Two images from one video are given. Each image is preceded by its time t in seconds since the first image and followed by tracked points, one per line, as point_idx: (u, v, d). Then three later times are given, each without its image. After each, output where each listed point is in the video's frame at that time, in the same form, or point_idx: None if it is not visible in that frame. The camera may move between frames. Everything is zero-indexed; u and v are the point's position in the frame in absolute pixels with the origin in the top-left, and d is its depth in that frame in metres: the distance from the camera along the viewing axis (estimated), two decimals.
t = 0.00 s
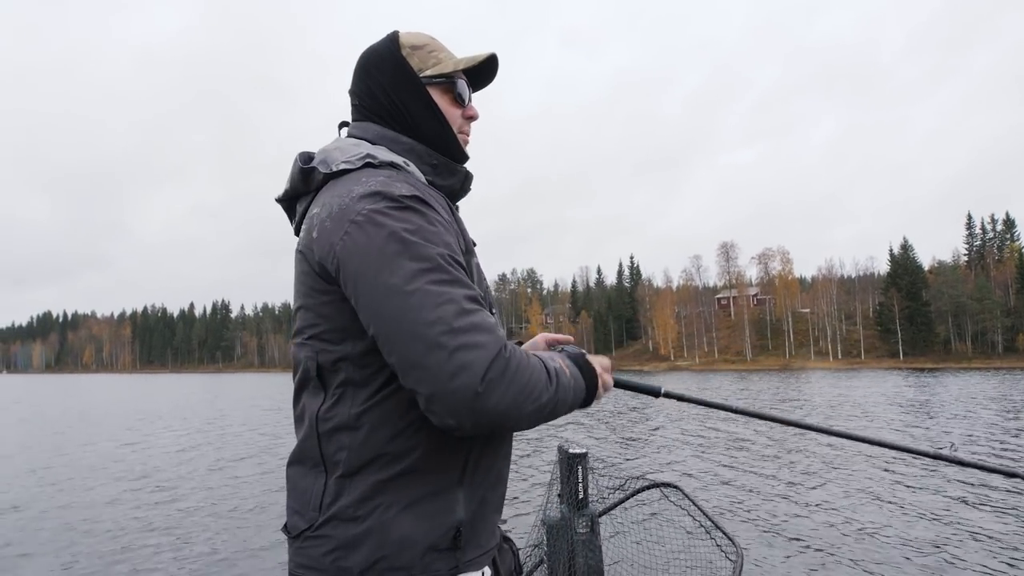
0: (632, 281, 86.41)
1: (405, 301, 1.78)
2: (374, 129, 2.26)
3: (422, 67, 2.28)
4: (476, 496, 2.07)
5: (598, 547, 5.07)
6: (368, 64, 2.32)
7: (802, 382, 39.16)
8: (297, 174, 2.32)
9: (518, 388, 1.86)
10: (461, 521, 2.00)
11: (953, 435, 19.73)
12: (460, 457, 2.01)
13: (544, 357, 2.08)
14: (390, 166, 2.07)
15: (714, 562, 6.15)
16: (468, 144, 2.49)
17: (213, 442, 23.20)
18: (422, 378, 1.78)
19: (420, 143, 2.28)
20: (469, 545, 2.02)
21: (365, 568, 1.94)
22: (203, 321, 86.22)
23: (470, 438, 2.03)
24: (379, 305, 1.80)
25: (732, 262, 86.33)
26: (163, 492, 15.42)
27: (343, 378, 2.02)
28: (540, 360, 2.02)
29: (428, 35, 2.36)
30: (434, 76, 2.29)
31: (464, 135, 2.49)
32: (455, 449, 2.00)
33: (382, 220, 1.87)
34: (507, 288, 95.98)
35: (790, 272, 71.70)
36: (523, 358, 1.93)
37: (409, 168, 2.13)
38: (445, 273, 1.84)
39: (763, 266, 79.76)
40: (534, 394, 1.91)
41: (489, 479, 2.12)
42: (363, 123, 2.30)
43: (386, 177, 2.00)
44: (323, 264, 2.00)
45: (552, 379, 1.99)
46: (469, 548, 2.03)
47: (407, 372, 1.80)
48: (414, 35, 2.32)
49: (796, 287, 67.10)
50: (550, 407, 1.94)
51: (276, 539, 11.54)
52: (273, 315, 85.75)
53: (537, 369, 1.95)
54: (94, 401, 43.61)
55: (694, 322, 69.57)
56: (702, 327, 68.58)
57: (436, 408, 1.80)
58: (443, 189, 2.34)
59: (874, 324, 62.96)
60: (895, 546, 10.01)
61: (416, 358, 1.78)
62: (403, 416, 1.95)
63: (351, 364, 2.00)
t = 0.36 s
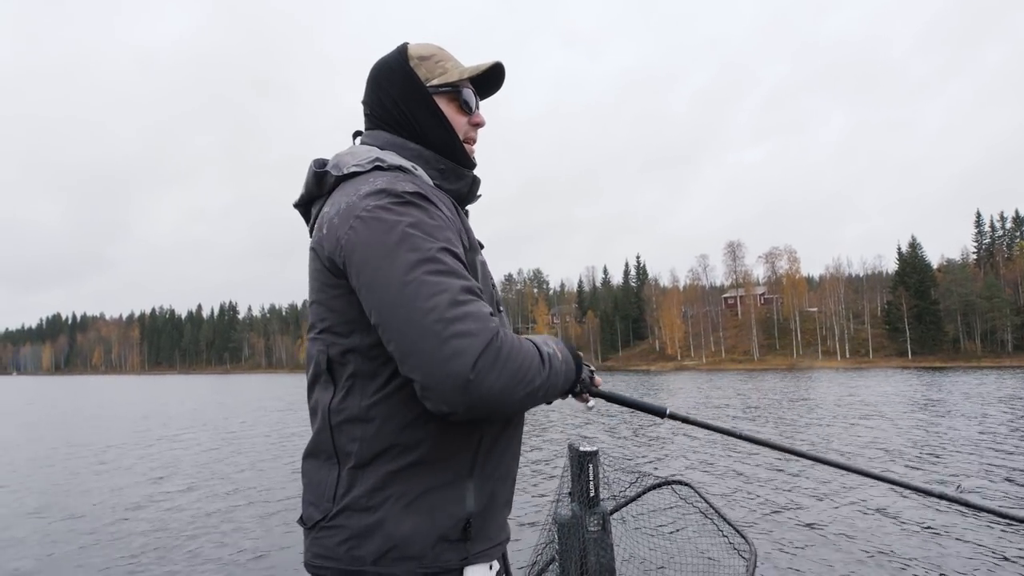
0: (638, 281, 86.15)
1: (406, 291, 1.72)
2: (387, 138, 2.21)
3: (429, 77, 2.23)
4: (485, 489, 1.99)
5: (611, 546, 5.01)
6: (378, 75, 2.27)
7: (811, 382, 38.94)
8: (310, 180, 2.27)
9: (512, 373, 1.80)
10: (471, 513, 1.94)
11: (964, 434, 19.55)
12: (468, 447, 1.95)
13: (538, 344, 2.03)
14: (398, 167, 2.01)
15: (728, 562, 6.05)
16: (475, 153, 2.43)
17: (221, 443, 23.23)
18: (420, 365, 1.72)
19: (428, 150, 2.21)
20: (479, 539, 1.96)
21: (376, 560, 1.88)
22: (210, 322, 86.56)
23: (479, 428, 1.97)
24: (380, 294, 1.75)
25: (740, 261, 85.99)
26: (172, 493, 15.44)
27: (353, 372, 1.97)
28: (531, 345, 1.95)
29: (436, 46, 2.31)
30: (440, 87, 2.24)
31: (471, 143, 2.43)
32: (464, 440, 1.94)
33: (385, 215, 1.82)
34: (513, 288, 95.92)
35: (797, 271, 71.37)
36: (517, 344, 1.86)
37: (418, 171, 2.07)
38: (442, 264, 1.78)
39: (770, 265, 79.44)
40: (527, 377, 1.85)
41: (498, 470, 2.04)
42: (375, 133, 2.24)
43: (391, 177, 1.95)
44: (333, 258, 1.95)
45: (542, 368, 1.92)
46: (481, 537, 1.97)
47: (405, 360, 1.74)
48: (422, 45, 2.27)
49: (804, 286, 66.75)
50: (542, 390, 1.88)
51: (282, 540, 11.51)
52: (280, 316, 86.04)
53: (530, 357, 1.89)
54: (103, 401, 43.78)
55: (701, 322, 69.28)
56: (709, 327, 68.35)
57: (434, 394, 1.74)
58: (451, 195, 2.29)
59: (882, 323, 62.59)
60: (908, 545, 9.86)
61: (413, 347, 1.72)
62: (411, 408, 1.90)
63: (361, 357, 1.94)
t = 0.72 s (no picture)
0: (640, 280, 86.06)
1: (377, 280, 1.71)
2: (387, 150, 2.17)
3: (424, 90, 2.20)
4: (482, 472, 1.91)
5: (617, 546, 5.00)
6: (379, 92, 2.27)
7: (814, 380, 38.87)
8: (314, 194, 2.25)
9: (485, 358, 1.71)
10: (464, 494, 1.86)
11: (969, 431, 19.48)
12: (460, 431, 1.87)
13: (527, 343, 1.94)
14: (389, 176, 1.96)
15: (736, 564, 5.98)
16: (471, 161, 2.37)
17: (225, 443, 23.21)
18: (397, 347, 1.68)
19: (418, 154, 2.18)
20: (474, 522, 1.87)
21: (374, 537, 1.84)
22: (213, 322, 86.69)
23: (475, 414, 1.90)
24: (360, 287, 1.74)
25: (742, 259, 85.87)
26: (176, 493, 15.41)
27: (348, 362, 1.93)
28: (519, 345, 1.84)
29: (437, 60, 2.27)
30: (434, 98, 2.20)
31: (467, 153, 2.37)
32: (454, 424, 1.86)
33: (364, 219, 1.79)
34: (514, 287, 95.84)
35: (799, 269, 71.23)
36: (498, 335, 1.76)
37: (409, 178, 2.02)
38: (420, 259, 1.75)
39: (772, 263, 79.35)
40: (509, 363, 1.75)
41: (496, 453, 1.96)
42: (377, 144, 2.21)
43: (377, 184, 1.91)
44: (325, 260, 1.92)
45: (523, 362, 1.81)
46: (475, 518, 1.89)
47: (386, 346, 1.71)
48: (421, 61, 2.25)
49: (806, 284, 66.61)
50: (524, 378, 1.78)
51: (285, 539, 11.46)
52: (283, 316, 86.18)
53: (512, 347, 1.78)
54: (106, 402, 43.82)
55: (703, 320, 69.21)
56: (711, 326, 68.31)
57: (412, 374, 1.69)
58: (445, 201, 2.24)
59: (885, 320, 62.49)
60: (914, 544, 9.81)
61: (390, 336, 1.69)
62: (400, 397, 1.84)
63: (355, 347, 1.90)
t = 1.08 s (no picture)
0: (639, 272, 86.03)
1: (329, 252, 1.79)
2: (384, 157, 2.21)
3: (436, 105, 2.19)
4: (477, 456, 1.94)
5: (615, 540, 5.03)
6: (397, 100, 2.29)
7: (812, 372, 39.01)
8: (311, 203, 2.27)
9: (399, 211, 1.62)
10: (456, 477, 1.89)
11: (967, 423, 19.56)
12: (449, 411, 1.89)
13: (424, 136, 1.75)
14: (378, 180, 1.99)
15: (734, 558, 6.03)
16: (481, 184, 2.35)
17: (224, 436, 23.32)
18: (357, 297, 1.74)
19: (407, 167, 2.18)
20: (466, 503, 1.90)
21: (371, 517, 1.90)
22: (213, 316, 86.87)
23: (465, 397, 1.92)
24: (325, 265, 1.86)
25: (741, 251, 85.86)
26: (176, 486, 15.49)
27: (346, 351, 1.96)
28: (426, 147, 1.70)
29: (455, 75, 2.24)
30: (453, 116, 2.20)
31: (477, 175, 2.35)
32: (440, 402, 1.88)
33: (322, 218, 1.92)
34: (513, 281, 96.03)
35: (798, 261, 71.26)
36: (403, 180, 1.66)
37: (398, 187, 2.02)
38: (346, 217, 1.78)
39: (771, 255, 79.34)
40: (421, 197, 1.63)
41: (490, 438, 1.98)
42: (380, 153, 2.26)
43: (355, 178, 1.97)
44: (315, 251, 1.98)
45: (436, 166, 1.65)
46: (467, 499, 1.91)
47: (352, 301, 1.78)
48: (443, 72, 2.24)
49: (805, 277, 66.69)
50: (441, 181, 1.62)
51: (285, 533, 11.52)
52: (282, 310, 85.97)
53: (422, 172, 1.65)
54: (105, 397, 43.75)
55: (703, 312, 69.28)
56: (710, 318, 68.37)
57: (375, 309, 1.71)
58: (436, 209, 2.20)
59: (883, 312, 62.60)
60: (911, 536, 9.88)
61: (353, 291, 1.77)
62: (386, 380, 1.88)
63: (350, 337, 1.94)
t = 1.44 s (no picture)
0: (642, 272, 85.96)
1: (338, 282, 1.82)
2: (383, 162, 2.30)
3: (424, 109, 2.28)
4: (463, 456, 2.00)
5: (615, 541, 5.10)
6: (387, 106, 2.37)
7: (815, 372, 38.96)
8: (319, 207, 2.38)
9: (428, 332, 1.72)
10: (447, 475, 1.96)
11: (970, 423, 19.57)
12: (440, 415, 1.96)
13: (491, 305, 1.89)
14: (378, 188, 2.07)
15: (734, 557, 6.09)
16: (470, 174, 2.42)
17: (230, 435, 23.42)
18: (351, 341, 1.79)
19: (412, 167, 2.28)
20: (458, 497, 1.98)
21: (366, 513, 1.98)
22: (218, 315, 87.24)
23: (453, 406, 1.98)
24: (325, 272, 1.89)
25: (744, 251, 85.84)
26: (181, 485, 15.60)
27: (339, 352, 2.04)
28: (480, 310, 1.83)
29: (441, 79, 2.35)
30: (434, 115, 2.28)
31: (467, 166, 2.41)
32: (431, 407, 1.95)
33: (337, 224, 1.91)
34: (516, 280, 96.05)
35: (802, 260, 71.21)
36: (445, 307, 1.77)
37: (400, 188, 2.14)
38: (374, 257, 1.81)
39: (775, 254, 79.27)
40: (459, 335, 1.75)
41: (476, 441, 2.04)
42: (376, 157, 2.34)
43: (367, 193, 2.01)
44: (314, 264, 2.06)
45: (479, 327, 1.79)
46: (457, 495, 1.98)
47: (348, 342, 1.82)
48: (426, 79, 2.33)
49: (809, 277, 66.61)
50: (479, 343, 1.76)
51: (290, 533, 11.58)
52: (286, 309, 85.94)
53: (466, 321, 1.77)
54: (109, 396, 43.77)
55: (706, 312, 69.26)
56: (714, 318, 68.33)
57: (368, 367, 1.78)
58: (438, 206, 2.32)
59: (887, 312, 62.55)
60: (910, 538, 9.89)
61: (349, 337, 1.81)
62: (372, 386, 1.97)
63: (342, 341, 2.03)
